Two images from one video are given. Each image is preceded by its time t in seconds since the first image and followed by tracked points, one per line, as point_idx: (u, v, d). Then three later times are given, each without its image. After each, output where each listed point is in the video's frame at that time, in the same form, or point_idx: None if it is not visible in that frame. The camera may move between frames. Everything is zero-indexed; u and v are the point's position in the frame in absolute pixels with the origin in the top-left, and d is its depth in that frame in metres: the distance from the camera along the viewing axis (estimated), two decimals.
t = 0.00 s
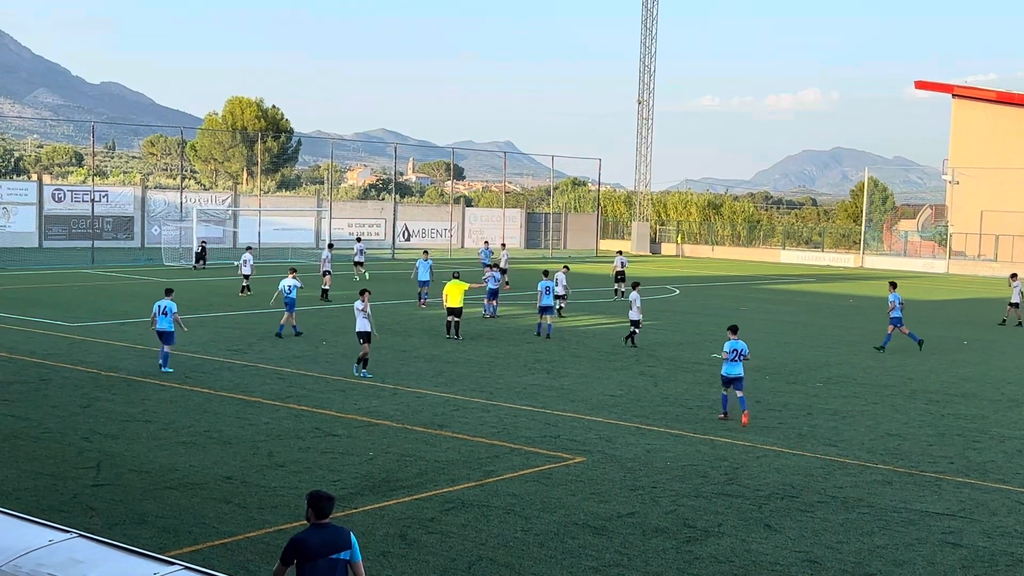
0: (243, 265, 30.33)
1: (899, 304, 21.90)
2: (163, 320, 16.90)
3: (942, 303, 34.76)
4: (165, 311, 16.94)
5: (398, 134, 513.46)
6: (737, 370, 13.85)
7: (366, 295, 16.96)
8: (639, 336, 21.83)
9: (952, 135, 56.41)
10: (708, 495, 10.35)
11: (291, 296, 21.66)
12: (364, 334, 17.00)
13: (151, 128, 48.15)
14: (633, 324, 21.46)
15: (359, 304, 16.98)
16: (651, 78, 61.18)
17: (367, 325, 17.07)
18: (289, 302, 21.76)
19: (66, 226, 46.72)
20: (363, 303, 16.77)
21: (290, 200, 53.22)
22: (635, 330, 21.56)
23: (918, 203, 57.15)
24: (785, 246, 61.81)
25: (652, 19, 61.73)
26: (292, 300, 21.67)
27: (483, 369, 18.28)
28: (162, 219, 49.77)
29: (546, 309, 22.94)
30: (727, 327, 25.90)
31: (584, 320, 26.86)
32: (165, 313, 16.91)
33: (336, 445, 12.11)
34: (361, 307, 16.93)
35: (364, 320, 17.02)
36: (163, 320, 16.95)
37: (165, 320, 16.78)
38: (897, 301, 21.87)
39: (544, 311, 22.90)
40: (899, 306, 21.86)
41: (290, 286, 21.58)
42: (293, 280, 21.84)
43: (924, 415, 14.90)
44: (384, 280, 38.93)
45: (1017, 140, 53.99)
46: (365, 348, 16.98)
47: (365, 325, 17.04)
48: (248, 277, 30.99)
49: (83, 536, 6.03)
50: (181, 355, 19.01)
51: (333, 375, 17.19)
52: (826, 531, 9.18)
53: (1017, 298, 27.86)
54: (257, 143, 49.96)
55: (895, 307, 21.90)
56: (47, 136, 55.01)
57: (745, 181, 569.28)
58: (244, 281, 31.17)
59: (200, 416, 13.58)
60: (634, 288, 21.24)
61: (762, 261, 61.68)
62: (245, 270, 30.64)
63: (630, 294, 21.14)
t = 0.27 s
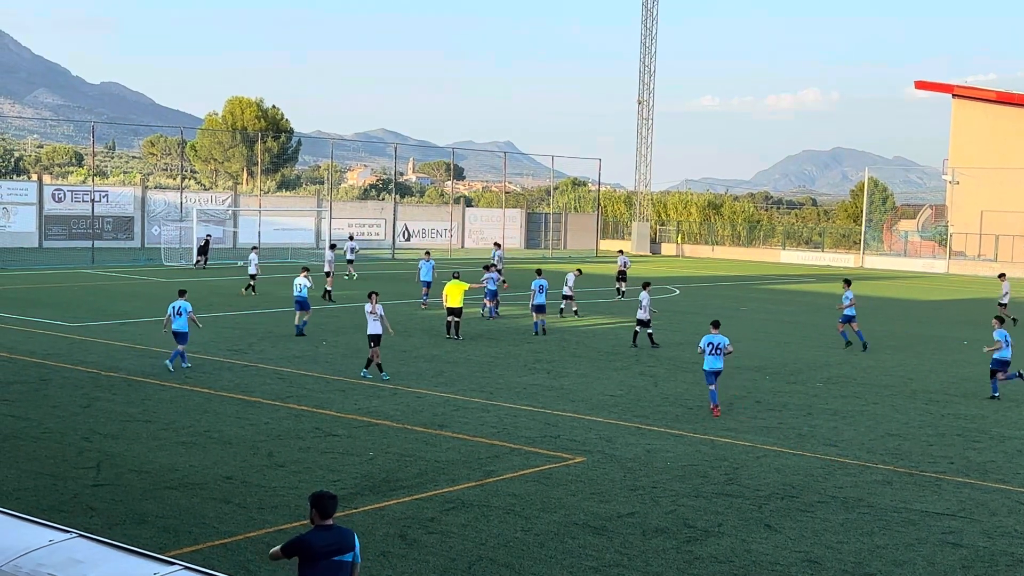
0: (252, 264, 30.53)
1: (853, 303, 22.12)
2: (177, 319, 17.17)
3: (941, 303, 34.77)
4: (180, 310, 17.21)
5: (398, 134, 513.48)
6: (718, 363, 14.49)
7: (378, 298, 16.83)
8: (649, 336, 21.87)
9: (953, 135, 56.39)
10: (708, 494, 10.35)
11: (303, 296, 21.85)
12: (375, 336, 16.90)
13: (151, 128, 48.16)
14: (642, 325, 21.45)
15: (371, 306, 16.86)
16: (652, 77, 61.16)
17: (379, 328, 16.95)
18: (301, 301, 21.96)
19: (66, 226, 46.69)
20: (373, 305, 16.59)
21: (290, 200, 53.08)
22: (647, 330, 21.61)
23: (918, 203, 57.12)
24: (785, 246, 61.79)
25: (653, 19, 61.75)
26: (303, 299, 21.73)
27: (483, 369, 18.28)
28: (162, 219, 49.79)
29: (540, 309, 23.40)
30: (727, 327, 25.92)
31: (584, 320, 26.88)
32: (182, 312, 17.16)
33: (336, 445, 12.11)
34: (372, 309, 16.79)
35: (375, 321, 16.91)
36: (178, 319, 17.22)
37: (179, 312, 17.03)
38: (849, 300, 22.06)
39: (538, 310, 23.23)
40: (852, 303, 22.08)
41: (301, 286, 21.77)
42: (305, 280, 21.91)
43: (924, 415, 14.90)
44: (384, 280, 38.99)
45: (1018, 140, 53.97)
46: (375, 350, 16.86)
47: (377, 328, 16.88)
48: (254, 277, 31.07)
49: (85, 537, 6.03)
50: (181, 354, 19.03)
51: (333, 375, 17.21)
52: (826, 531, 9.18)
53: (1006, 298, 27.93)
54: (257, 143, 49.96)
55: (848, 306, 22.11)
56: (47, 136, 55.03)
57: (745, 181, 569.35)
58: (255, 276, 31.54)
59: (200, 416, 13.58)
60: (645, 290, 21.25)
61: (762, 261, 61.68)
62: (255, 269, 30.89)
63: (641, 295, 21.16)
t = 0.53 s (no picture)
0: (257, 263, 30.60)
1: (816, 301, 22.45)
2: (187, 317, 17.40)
3: (941, 303, 34.78)
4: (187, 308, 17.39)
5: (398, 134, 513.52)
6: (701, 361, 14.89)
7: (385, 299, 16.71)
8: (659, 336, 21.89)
9: (953, 135, 56.37)
10: (708, 494, 10.35)
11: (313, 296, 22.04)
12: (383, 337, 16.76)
13: (151, 128, 48.14)
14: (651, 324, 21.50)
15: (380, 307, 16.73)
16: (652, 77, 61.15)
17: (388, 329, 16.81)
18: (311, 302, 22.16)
19: (66, 226, 46.69)
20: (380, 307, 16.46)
21: (289, 200, 53.02)
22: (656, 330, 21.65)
23: (918, 203, 57.09)
24: (785, 246, 61.79)
25: (653, 19, 61.74)
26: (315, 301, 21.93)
27: (483, 369, 18.28)
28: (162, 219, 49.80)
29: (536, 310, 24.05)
30: (727, 327, 25.94)
31: (584, 320, 26.88)
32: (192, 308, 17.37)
33: (336, 445, 12.11)
34: (379, 310, 16.71)
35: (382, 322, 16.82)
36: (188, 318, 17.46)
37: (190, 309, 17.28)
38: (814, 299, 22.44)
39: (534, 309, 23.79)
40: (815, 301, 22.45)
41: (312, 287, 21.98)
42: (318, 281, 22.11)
43: (924, 416, 14.90)
44: (384, 280, 39.00)
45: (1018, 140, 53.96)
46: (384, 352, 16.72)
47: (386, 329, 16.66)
48: (260, 275, 31.11)
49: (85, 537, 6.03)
50: (181, 354, 19.03)
51: (333, 375, 17.21)
52: (826, 531, 9.18)
53: (999, 297, 27.95)
54: (256, 143, 49.94)
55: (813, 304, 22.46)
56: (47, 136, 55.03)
57: (745, 181, 569.28)
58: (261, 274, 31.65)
59: (200, 416, 13.58)
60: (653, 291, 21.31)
61: (762, 261, 61.68)
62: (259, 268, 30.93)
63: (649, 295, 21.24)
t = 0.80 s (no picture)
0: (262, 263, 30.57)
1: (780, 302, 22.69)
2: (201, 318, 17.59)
3: (941, 303, 34.77)
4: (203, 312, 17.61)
5: (399, 134, 513.45)
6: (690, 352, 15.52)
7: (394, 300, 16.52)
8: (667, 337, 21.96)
9: (953, 135, 56.37)
10: (708, 494, 10.35)
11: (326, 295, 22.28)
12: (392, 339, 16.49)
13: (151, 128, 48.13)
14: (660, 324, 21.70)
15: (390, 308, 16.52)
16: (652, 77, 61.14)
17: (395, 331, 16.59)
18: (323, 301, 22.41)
19: (66, 227, 46.70)
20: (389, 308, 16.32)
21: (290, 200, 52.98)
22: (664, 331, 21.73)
23: (917, 203, 57.11)
24: (785, 246, 61.79)
25: (653, 19, 61.75)
26: (327, 300, 22.12)
27: (483, 369, 18.28)
28: (162, 219, 49.81)
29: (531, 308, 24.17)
30: (726, 327, 25.95)
31: (584, 320, 26.89)
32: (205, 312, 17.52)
33: (337, 445, 12.10)
34: (388, 311, 16.48)
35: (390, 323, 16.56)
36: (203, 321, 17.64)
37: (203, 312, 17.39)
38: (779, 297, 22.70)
39: (530, 308, 23.98)
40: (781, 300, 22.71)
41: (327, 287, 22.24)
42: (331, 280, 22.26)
43: (924, 416, 14.91)
44: (384, 280, 39.00)
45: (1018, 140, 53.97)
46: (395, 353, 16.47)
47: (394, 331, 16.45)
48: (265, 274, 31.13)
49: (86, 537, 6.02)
50: (182, 354, 19.04)
51: (334, 375, 17.22)
52: (826, 531, 9.18)
53: (994, 297, 27.94)
54: (256, 144, 49.95)
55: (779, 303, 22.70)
56: (47, 136, 55.05)
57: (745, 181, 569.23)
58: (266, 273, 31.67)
59: (201, 417, 13.58)
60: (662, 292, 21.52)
61: (762, 261, 61.69)
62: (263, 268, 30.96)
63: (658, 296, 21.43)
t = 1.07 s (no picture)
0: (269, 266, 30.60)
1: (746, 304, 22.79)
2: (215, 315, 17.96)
3: (941, 303, 34.76)
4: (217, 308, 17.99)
5: (399, 134, 513.38)
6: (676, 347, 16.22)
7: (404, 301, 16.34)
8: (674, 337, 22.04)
9: (953, 135, 56.36)
10: (709, 495, 10.35)
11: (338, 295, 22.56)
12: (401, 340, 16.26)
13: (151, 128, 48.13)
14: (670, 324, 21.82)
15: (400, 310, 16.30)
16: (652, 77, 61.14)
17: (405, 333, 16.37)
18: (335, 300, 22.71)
19: (66, 226, 46.69)
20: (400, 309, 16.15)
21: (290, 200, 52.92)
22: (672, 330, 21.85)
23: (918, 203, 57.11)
24: (785, 246, 61.79)
25: (653, 19, 61.75)
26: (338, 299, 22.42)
27: (484, 369, 18.28)
28: (162, 219, 49.80)
29: (528, 306, 24.38)
30: (726, 327, 25.96)
31: (585, 320, 26.88)
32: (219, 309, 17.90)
33: (337, 445, 12.11)
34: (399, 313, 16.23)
35: (399, 325, 16.36)
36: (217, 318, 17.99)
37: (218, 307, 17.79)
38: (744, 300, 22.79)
39: (527, 307, 24.20)
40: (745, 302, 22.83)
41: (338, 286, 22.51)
42: (342, 280, 22.46)
43: (925, 416, 14.90)
44: (384, 281, 39.01)
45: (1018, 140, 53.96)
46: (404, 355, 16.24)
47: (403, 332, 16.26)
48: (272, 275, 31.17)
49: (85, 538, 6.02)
50: (182, 354, 19.03)
51: (334, 375, 17.21)
52: (826, 531, 9.18)
53: (993, 297, 27.96)
54: (257, 144, 49.95)
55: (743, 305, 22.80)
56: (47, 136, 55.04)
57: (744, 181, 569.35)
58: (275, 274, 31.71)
59: (201, 417, 13.58)
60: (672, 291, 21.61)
61: (762, 261, 61.69)
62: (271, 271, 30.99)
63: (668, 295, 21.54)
